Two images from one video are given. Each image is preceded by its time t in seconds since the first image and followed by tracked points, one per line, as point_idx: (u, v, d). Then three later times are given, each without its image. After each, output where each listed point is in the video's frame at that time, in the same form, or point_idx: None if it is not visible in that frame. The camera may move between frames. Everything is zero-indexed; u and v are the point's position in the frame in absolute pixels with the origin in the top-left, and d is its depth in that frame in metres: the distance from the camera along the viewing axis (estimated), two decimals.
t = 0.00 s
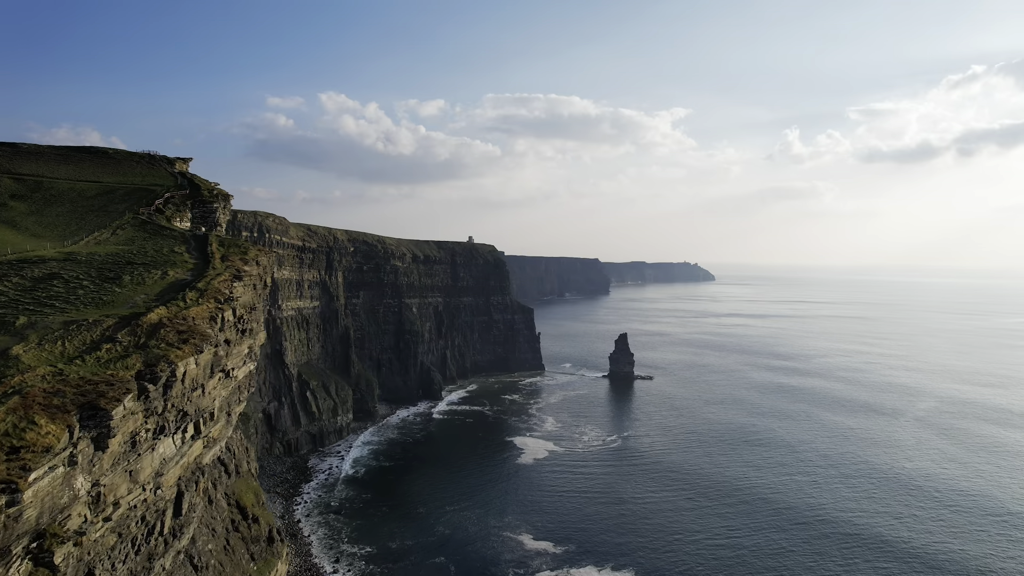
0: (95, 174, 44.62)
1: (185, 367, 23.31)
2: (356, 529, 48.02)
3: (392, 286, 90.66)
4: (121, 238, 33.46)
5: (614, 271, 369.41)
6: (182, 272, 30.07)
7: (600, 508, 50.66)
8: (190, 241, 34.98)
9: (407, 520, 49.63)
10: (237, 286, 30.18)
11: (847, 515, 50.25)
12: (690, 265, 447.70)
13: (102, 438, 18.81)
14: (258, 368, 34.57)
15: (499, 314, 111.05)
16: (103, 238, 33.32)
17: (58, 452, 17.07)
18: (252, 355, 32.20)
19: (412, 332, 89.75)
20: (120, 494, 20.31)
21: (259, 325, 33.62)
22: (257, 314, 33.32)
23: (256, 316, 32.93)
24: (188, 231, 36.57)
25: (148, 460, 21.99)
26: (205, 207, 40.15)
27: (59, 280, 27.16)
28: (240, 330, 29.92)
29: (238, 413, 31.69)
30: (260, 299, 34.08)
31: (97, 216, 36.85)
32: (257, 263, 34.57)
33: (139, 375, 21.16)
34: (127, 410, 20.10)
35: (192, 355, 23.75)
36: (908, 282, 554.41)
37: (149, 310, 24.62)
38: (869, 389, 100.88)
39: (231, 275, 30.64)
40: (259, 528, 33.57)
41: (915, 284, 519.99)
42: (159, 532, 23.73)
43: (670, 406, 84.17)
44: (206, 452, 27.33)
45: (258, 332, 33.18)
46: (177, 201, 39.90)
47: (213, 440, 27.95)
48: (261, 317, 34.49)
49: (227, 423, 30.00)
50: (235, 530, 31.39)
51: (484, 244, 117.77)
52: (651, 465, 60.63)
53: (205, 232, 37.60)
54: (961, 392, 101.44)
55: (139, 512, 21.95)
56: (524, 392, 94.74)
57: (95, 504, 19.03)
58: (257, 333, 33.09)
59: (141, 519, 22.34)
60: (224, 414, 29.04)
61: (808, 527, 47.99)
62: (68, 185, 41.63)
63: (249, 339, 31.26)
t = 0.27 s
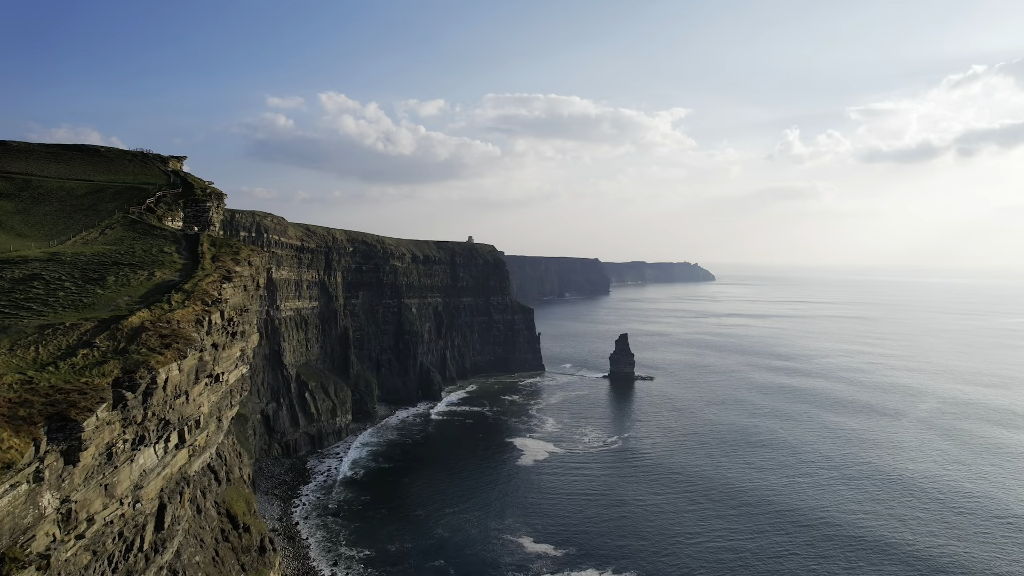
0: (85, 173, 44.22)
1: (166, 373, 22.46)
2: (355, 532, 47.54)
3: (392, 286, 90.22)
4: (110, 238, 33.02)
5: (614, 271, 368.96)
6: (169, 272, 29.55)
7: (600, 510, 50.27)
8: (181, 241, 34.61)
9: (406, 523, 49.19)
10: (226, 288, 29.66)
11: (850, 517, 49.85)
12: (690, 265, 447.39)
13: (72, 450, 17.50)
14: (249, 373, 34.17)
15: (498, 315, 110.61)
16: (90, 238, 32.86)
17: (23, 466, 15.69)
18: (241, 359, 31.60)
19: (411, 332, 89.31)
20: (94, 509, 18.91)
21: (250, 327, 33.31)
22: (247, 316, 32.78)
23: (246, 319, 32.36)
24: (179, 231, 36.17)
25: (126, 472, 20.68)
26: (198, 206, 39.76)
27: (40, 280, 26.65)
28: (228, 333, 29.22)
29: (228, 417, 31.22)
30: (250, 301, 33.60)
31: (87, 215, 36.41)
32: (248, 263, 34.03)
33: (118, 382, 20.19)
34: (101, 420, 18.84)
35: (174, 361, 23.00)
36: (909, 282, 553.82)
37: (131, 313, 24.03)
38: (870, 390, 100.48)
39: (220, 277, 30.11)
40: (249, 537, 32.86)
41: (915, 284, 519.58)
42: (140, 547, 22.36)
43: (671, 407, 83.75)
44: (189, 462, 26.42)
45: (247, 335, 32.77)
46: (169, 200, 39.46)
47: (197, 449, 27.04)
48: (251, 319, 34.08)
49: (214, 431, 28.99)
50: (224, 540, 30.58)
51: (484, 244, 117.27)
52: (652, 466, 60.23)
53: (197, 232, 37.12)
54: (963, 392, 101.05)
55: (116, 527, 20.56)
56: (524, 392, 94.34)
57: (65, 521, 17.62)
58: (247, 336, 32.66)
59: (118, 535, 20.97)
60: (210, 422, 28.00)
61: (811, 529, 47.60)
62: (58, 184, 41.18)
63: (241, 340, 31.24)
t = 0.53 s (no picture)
0: (75, 171, 43.73)
1: (146, 379, 21.87)
2: (354, 535, 47.11)
3: (391, 286, 89.78)
4: (98, 237, 32.53)
5: (614, 271, 368.44)
6: (155, 273, 28.98)
7: (601, 512, 49.85)
8: (172, 241, 34.19)
9: (404, 525, 48.82)
10: (214, 289, 29.24)
11: (852, 520, 49.51)
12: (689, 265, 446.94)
13: (38, 465, 16.88)
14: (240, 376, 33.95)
15: (498, 315, 110.16)
16: (77, 237, 32.36)
17: None
18: (231, 363, 31.27)
19: (411, 332, 88.89)
20: (64, 527, 18.33)
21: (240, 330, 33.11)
22: (237, 318, 32.46)
23: (235, 322, 31.96)
24: (169, 230, 35.74)
25: (101, 486, 20.08)
26: (191, 205, 39.36)
27: (21, 280, 25.98)
28: (215, 337, 28.74)
29: (217, 422, 30.74)
30: (241, 303, 33.29)
31: (74, 214, 35.93)
32: (239, 263, 33.58)
33: (93, 391, 19.56)
34: (70, 432, 18.14)
35: (155, 367, 22.40)
36: (909, 282, 553.53)
37: (111, 315, 23.43)
38: (871, 390, 100.11)
39: (208, 278, 29.67)
40: (242, 547, 32.39)
41: (915, 284, 519.25)
42: (117, 563, 21.71)
43: (672, 409, 83.34)
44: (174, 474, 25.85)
45: (237, 337, 32.44)
46: (160, 198, 38.98)
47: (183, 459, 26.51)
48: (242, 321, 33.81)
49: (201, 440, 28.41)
50: (213, 550, 30.07)
51: (484, 244, 116.78)
52: (654, 468, 59.85)
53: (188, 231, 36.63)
54: (965, 393, 100.69)
55: (89, 545, 20.00)
56: (524, 393, 93.96)
57: (31, 540, 16.99)
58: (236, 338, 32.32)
59: (93, 551, 20.34)
60: (196, 430, 27.47)
61: (814, 532, 47.27)
62: (46, 182, 40.71)
63: (231, 342, 31.09)
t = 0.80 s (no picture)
0: (64, 169, 43.16)
1: (119, 388, 21.16)
2: (352, 538, 46.59)
3: (390, 286, 89.27)
4: (83, 237, 31.98)
5: (614, 271, 367.88)
6: (137, 274, 28.35)
7: (601, 515, 49.37)
8: (159, 241, 33.72)
9: (403, 527, 48.37)
10: (199, 290, 28.67)
11: (855, 523, 49.08)
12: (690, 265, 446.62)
13: None
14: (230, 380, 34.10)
15: (498, 315, 109.64)
16: (61, 237, 31.77)
17: None
18: (219, 368, 31.33)
19: (410, 333, 88.41)
20: (26, 550, 17.39)
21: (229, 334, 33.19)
22: (225, 321, 32.38)
23: (222, 324, 31.50)
24: (157, 229, 35.26)
25: (68, 505, 19.23)
26: (181, 204, 38.89)
27: None
28: (197, 341, 28.10)
29: (202, 429, 30.19)
30: (229, 306, 33.04)
31: (60, 212, 35.32)
32: (226, 263, 33.05)
33: (59, 402, 18.78)
34: (29, 449, 17.11)
35: (129, 374, 21.70)
36: (910, 282, 553.04)
37: (85, 319, 22.70)
38: (873, 391, 99.68)
39: (193, 279, 29.07)
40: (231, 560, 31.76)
41: (915, 284, 518.63)
42: None
43: (673, 410, 82.93)
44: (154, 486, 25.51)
45: (225, 341, 32.45)
46: (150, 196, 38.39)
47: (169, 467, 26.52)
48: (231, 324, 33.80)
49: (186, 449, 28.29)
50: (199, 562, 29.38)
51: (483, 244, 116.27)
52: (654, 470, 59.40)
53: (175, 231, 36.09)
54: (966, 394, 100.26)
55: (56, 568, 19.05)
56: (524, 393, 93.45)
57: None
58: (223, 340, 32.10)
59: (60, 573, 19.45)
60: (176, 441, 26.78)
61: (816, 535, 46.84)
62: (33, 180, 40.11)
63: (219, 346, 31.23)
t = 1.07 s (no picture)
0: (54, 166, 42.65)
1: (92, 397, 20.53)
2: (350, 540, 46.19)
3: (389, 286, 88.82)
4: (69, 236, 31.57)
5: (614, 271, 367.27)
6: (120, 275, 27.91)
7: (602, 517, 48.99)
8: (148, 240, 33.30)
9: (401, 529, 47.99)
10: (186, 292, 28.26)
11: (857, 525, 48.72)
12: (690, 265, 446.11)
13: None
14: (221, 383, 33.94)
15: (497, 315, 109.18)
16: (48, 235, 31.37)
17: None
18: (208, 372, 31.15)
19: (410, 333, 87.94)
20: None
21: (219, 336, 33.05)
22: (215, 323, 32.12)
23: (210, 326, 31.08)
24: (147, 228, 34.82)
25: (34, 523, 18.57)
26: (173, 203, 38.47)
27: None
28: (181, 345, 27.59)
29: (189, 434, 29.71)
30: (218, 308, 32.73)
31: (48, 210, 34.83)
32: (215, 263, 32.55)
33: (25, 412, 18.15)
34: None
35: (105, 381, 21.07)
36: (910, 282, 552.46)
37: (61, 323, 22.21)
38: (874, 392, 99.29)
39: (180, 279, 28.60)
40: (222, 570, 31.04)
41: (916, 283, 518.10)
42: None
43: (674, 410, 82.52)
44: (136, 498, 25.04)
45: (215, 343, 32.24)
46: (140, 195, 37.91)
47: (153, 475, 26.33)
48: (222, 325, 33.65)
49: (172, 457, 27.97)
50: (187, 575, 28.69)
51: (483, 243, 115.77)
52: (655, 471, 59.00)
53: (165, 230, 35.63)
54: (968, 394, 99.79)
55: None
56: (524, 393, 93.00)
57: None
58: (212, 342, 31.68)
59: None
60: (158, 450, 26.18)
61: (818, 537, 46.49)
62: (23, 177, 39.61)
63: (209, 349, 31.16)
